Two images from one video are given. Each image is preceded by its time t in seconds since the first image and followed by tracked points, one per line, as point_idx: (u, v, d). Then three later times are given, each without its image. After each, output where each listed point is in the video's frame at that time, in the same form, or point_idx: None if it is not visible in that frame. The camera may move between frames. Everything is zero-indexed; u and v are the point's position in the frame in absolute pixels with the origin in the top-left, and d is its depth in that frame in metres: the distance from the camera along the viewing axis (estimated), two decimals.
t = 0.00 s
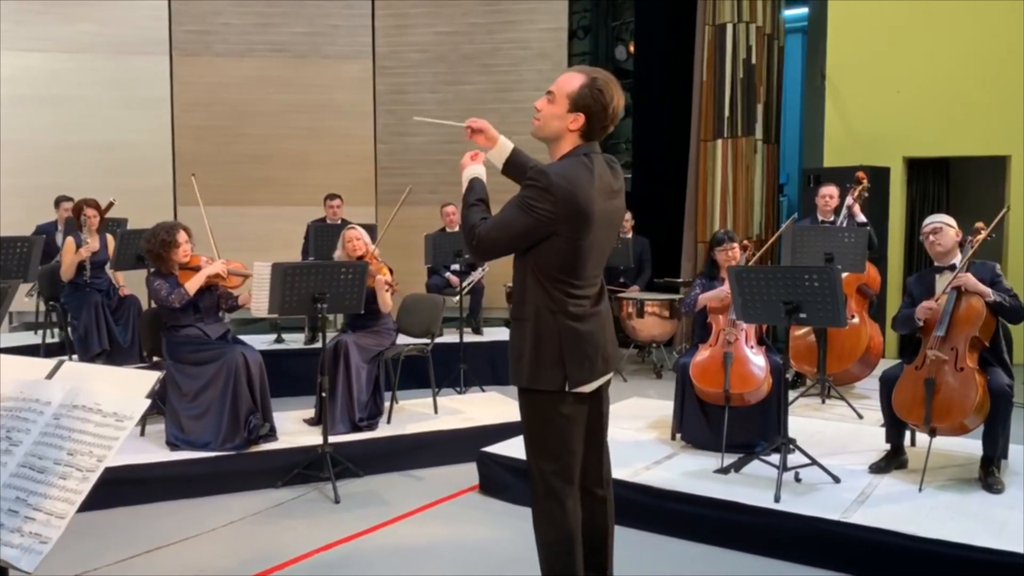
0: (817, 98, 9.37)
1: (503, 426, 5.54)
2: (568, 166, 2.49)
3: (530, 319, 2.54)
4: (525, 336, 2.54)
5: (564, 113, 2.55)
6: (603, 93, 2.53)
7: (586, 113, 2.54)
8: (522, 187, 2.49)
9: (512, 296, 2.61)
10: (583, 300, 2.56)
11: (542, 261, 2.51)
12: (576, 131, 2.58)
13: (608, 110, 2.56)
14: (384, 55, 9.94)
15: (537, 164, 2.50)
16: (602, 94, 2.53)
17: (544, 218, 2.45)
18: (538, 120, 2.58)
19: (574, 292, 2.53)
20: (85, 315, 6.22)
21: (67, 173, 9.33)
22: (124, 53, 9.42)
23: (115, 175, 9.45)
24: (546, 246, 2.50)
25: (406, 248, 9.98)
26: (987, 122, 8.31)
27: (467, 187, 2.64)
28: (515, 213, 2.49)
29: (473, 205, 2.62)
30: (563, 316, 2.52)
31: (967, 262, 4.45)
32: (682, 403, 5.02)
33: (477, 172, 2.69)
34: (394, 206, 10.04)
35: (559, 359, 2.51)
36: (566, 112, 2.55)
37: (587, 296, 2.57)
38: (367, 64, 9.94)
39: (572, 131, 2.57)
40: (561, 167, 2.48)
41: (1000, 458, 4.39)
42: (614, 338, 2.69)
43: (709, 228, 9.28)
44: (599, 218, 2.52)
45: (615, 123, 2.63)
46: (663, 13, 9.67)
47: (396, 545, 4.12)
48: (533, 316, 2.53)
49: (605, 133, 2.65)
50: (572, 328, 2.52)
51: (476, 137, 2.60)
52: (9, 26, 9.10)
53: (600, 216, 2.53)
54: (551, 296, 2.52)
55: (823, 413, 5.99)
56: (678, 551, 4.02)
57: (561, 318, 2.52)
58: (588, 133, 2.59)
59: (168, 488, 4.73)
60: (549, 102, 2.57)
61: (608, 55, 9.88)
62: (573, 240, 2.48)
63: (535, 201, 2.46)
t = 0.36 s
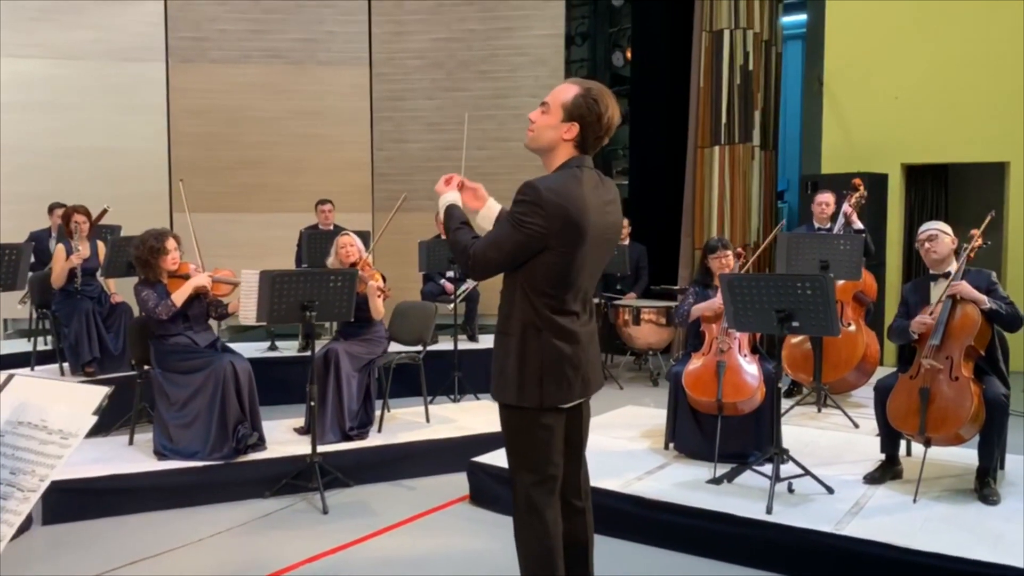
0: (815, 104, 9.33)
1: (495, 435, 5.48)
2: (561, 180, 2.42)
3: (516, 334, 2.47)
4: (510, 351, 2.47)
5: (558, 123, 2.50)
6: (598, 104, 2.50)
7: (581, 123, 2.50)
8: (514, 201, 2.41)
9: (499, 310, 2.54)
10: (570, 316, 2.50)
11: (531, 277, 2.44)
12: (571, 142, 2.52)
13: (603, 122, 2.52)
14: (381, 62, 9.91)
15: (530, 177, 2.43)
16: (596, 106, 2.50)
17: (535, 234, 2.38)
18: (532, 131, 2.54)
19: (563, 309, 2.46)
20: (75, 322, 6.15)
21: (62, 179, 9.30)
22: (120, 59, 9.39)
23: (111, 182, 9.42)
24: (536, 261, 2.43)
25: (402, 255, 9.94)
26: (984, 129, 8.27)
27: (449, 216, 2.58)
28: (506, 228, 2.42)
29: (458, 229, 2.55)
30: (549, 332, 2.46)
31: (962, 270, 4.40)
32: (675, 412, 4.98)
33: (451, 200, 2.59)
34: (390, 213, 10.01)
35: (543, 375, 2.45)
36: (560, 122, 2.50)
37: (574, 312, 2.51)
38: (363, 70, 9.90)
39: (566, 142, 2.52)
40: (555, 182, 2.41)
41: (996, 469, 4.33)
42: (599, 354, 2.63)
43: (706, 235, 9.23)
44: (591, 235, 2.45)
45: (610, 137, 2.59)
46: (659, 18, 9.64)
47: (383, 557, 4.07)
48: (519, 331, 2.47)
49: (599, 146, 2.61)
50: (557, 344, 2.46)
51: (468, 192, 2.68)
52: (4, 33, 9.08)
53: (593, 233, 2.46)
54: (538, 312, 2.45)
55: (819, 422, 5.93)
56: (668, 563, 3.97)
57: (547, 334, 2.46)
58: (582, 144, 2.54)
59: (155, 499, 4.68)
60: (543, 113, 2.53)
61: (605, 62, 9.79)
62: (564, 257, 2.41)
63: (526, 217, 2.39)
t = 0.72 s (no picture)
0: (813, 110, 9.31)
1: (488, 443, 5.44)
2: (553, 187, 2.37)
3: (498, 342, 2.42)
4: (491, 359, 2.42)
5: (551, 131, 2.48)
6: (589, 111, 2.47)
7: (574, 130, 2.46)
8: (505, 207, 2.36)
9: (483, 318, 2.48)
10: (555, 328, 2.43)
11: (517, 285, 2.38)
12: (565, 149, 2.48)
13: (595, 129, 2.48)
14: (379, 69, 9.90)
15: (520, 182, 2.39)
16: (588, 113, 2.47)
17: (523, 243, 2.32)
18: (526, 143, 2.51)
19: (549, 321, 2.40)
20: (69, 330, 6.15)
21: (59, 187, 9.28)
22: (118, 67, 9.39)
23: (108, 189, 9.40)
24: (523, 270, 2.37)
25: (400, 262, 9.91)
26: (983, 137, 8.22)
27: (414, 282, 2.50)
28: (494, 234, 2.36)
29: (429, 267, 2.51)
30: (531, 341, 2.40)
31: (957, 278, 4.36)
32: (668, 420, 4.94)
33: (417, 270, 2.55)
34: (388, 220, 9.98)
35: (521, 385, 2.41)
36: (553, 129, 2.48)
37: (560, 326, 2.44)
38: (361, 77, 9.90)
39: (561, 150, 2.48)
40: (546, 189, 2.36)
41: (992, 479, 4.28)
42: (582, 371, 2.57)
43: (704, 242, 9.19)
44: (581, 246, 2.39)
45: (605, 146, 2.55)
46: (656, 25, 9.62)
47: (371, 567, 4.03)
48: (501, 339, 2.42)
49: (595, 157, 2.57)
50: (538, 355, 2.41)
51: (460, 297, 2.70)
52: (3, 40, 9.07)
53: (583, 244, 2.40)
54: (522, 321, 2.40)
55: (815, 431, 5.89)
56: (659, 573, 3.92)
57: (529, 345, 2.40)
58: (576, 152, 2.50)
59: (143, 508, 4.65)
60: (537, 123, 2.51)
61: (603, 68, 9.87)
62: (551, 267, 2.35)
63: (516, 225, 2.33)
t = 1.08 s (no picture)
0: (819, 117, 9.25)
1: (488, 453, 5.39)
2: (554, 182, 2.33)
3: (490, 340, 2.37)
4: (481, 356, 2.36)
5: (565, 137, 2.43)
6: (607, 122, 2.42)
7: (588, 139, 2.41)
8: (504, 199, 2.32)
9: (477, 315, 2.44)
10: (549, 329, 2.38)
11: (510, 280, 2.33)
12: (576, 156, 2.43)
13: (610, 141, 2.43)
14: (382, 77, 9.89)
15: (525, 176, 2.35)
16: (606, 124, 2.42)
17: (519, 235, 2.28)
18: (541, 145, 2.48)
19: (540, 320, 2.35)
20: (69, 337, 6.15)
21: (63, 193, 9.29)
22: (123, 74, 9.41)
23: (112, 196, 9.41)
24: (518, 266, 2.32)
25: (403, 269, 9.89)
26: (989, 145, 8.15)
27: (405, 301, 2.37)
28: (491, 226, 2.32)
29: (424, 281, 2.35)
30: (523, 341, 2.35)
31: (961, 286, 4.31)
32: (670, 430, 4.89)
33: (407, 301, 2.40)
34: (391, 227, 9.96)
35: (511, 386, 2.34)
36: (568, 135, 2.43)
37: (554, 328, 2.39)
38: (365, 85, 9.89)
39: (572, 156, 2.43)
40: (546, 183, 2.32)
41: (997, 490, 4.21)
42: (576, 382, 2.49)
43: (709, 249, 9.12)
44: (578, 246, 2.33)
45: (619, 162, 2.49)
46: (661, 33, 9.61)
47: None
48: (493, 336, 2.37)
49: (608, 171, 2.51)
50: (528, 356, 2.35)
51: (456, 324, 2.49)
52: (8, 47, 9.10)
53: (581, 244, 2.34)
54: (513, 318, 2.35)
55: (819, 440, 5.83)
56: None
57: (520, 344, 2.35)
58: (588, 162, 2.44)
59: (140, 516, 4.62)
60: (554, 129, 2.48)
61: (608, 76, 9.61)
62: (545, 263, 2.31)
63: (513, 217, 2.29)
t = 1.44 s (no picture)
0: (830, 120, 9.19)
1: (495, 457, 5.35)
2: (568, 172, 2.27)
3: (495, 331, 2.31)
4: (483, 345, 2.31)
5: (581, 131, 2.37)
6: (626, 122, 2.36)
7: (605, 137, 2.35)
8: (517, 180, 2.27)
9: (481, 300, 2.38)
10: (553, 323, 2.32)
11: (516, 266, 2.27)
12: (590, 153, 2.37)
13: (626, 141, 2.37)
14: (391, 80, 9.88)
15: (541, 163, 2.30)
16: (624, 123, 2.36)
17: (526, 220, 2.22)
18: (555, 137, 2.42)
19: (546, 309, 2.29)
20: (76, 339, 6.15)
21: (73, 196, 9.31)
22: (132, 77, 9.43)
23: (121, 199, 9.42)
24: (524, 253, 2.26)
25: (411, 272, 9.86)
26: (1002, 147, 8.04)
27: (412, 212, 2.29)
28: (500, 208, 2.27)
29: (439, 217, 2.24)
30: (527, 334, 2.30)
31: (975, 289, 4.24)
32: (679, 434, 4.84)
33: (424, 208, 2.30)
34: (399, 230, 9.93)
35: (516, 377, 2.29)
36: (583, 130, 2.37)
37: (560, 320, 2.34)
38: (374, 88, 9.88)
39: (585, 152, 2.37)
40: (560, 171, 2.26)
41: (1012, 496, 4.14)
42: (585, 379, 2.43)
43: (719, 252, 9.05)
44: (587, 238, 2.27)
45: (634, 163, 2.44)
46: (670, 36, 9.56)
47: None
48: (498, 323, 2.31)
49: (622, 171, 2.45)
50: (534, 346, 2.30)
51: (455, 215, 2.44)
52: (18, 51, 9.13)
53: (591, 237, 2.28)
54: (517, 307, 2.29)
55: (830, 446, 5.76)
56: None
57: (524, 335, 2.30)
58: (603, 159, 2.38)
59: (145, 520, 4.60)
60: (570, 122, 2.42)
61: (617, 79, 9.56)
62: (553, 252, 2.24)
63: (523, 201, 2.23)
